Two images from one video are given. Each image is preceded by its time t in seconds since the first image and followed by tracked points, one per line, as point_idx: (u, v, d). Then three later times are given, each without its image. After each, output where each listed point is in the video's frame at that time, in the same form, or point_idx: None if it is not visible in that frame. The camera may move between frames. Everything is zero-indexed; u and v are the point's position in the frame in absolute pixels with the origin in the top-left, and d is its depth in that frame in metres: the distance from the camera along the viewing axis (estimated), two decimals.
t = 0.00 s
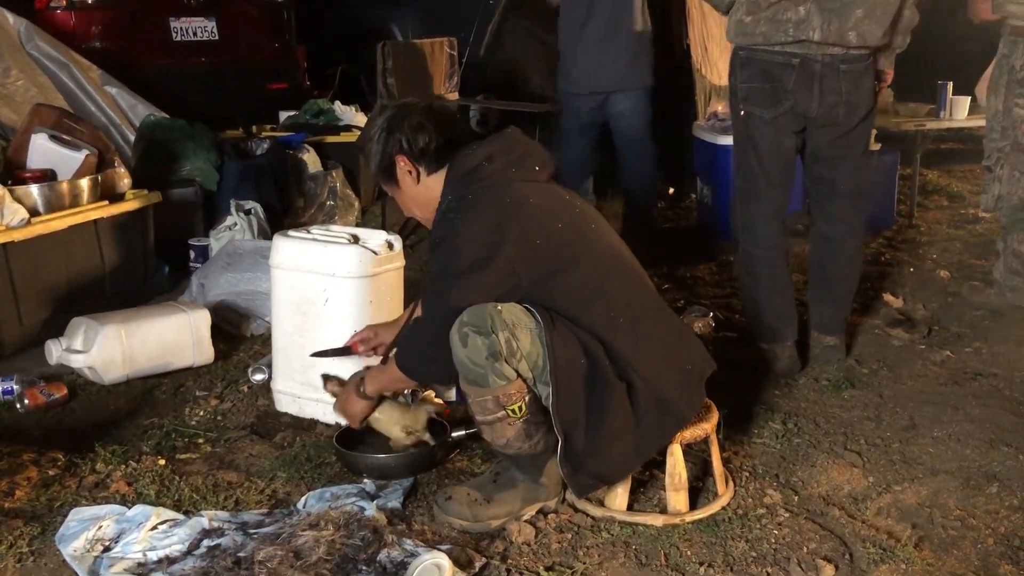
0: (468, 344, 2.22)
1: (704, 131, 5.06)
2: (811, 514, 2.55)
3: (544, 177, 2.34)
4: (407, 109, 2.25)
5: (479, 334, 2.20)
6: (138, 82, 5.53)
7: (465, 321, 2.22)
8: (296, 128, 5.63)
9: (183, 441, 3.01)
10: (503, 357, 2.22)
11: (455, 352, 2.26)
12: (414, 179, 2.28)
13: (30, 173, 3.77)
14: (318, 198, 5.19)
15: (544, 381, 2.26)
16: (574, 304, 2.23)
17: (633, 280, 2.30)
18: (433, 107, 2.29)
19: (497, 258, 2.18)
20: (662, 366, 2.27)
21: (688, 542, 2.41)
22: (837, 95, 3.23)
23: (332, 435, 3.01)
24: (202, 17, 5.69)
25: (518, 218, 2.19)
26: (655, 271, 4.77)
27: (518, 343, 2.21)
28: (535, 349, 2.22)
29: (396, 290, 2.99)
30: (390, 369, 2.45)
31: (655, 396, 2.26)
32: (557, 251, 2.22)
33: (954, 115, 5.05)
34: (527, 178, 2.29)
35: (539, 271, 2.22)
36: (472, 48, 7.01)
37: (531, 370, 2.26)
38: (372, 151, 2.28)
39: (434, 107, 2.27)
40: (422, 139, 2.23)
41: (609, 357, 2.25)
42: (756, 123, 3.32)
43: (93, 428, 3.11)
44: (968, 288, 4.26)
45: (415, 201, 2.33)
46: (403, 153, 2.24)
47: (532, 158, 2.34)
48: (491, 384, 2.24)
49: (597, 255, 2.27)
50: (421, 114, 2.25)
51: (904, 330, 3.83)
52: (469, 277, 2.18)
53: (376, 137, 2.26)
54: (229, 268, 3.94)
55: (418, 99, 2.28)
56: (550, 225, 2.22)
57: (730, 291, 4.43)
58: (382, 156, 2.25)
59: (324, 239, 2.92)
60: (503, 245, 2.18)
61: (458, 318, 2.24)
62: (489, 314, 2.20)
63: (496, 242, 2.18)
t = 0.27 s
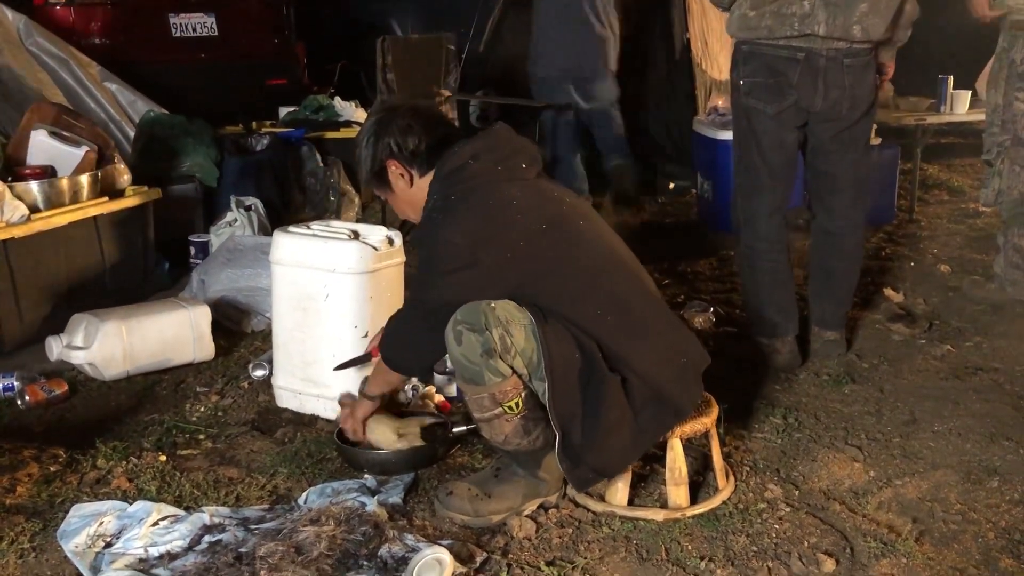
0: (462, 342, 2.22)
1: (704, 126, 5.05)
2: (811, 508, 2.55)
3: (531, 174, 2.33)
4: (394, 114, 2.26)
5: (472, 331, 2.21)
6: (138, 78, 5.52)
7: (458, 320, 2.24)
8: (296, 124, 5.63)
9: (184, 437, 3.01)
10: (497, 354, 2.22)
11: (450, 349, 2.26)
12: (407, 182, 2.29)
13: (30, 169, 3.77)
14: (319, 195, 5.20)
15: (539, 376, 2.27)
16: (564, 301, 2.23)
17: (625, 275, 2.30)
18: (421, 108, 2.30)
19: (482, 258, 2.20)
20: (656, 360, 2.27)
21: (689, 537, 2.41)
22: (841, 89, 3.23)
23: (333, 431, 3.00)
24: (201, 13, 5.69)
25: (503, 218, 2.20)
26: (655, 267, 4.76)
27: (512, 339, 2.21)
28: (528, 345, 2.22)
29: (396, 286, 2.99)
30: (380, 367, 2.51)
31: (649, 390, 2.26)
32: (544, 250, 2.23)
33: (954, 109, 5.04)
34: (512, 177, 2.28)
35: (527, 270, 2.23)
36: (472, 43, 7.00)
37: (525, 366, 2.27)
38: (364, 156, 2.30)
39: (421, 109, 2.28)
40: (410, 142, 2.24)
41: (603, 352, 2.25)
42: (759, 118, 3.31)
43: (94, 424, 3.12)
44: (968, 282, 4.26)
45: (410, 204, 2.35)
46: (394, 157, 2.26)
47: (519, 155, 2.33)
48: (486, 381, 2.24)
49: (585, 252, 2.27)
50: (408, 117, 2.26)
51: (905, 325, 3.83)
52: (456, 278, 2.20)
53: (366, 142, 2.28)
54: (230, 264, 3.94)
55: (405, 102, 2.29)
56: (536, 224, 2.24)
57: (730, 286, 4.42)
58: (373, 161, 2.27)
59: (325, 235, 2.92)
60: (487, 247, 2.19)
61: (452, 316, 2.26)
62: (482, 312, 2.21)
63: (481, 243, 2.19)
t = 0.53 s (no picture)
0: (456, 337, 2.23)
1: (704, 122, 5.05)
2: (811, 504, 2.55)
3: (525, 171, 2.32)
4: (388, 114, 2.25)
5: (467, 327, 2.21)
6: (137, 75, 5.51)
7: (454, 315, 2.24)
8: (295, 121, 5.62)
9: (184, 434, 3.01)
10: (491, 349, 2.22)
11: (445, 345, 2.27)
12: (406, 182, 2.31)
13: (29, 166, 3.77)
14: (319, 190, 5.09)
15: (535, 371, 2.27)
16: (557, 299, 2.22)
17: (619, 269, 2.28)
18: (416, 106, 2.29)
19: (473, 257, 2.20)
20: (649, 353, 2.26)
21: (688, 532, 2.41)
22: (842, 84, 3.24)
23: (332, 428, 3.00)
24: (200, 10, 5.69)
25: (493, 216, 2.20)
26: (654, 263, 4.76)
27: (506, 334, 2.22)
28: (523, 339, 2.22)
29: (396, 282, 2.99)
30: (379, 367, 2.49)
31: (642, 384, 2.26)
32: (534, 247, 2.23)
33: (954, 105, 5.04)
34: (504, 175, 2.27)
35: (519, 266, 2.22)
36: (471, 40, 7.00)
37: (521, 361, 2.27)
38: (361, 157, 2.30)
39: (415, 108, 2.27)
40: (406, 142, 2.24)
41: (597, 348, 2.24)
42: (759, 114, 3.30)
43: (94, 421, 3.12)
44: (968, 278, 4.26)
45: (409, 202, 2.36)
46: (391, 158, 2.26)
47: (512, 152, 2.31)
48: (482, 375, 2.24)
49: (578, 249, 2.25)
50: (403, 117, 2.25)
51: (904, 321, 3.83)
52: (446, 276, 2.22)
53: (362, 144, 2.28)
54: (229, 260, 3.94)
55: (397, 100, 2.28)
56: (527, 222, 2.23)
57: (730, 282, 4.42)
58: (370, 163, 2.27)
59: (324, 232, 2.92)
60: (478, 245, 2.19)
61: (447, 313, 2.27)
62: (476, 307, 2.21)
63: (472, 241, 2.18)
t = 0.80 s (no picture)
0: (454, 334, 2.25)
1: (703, 120, 5.04)
2: (810, 502, 2.56)
3: (523, 170, 2.30)
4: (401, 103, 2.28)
5: (464, 324, 2.23)
6: (136, 74, 5.51)
7: (451, 313, 2.26)
8: (294, 119, 5.62)
9: (183, 433, 3.01)
10: (489, 346, 2.24)
11: (444, 342, 2.29)
12: (411, 172, 2.31)
13: (28, 165, 3.76)
14: (316, 189, 5.14)
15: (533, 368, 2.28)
16: (553, 298, 2.22)
17: (617, 269, 2.27)
18: (427, 98, 2.31)
19: (468, 256, 2.20)
20: (646, 351, 2.25)
21: (688, 530, 2.41)
22: (839, 83, 3.24)
23: (331, 426, 3.00)
24: (199, 8, 5.68)
25: (490, 215, 2.20)
26: (653, 261, 4.76)
27: (503, 331, 2.24)
28: (520, 336, 2.24)
29: (395, 280, 2.98)
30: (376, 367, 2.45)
31: (638, 381, 2.26)
32: (530, 246, 2.23)
33: (952, 102, 5.04)
34: (503, 173, 2.26)
35: (514, 264, 2.23)
36: (470, 38, 6.99)
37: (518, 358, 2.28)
38: (369, 143, 2.30)
39: (428, 99, 2.29)
40: (416, 132, 2.26)
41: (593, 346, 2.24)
42: (757, 113, 3.31)
43: (93, 420, 3.12)
44: (967, 275, 4.26)
45: (411, 193, 2.37)
46: (399, 147, 2.27)
47: (510, 151, 2.30)
48: (479, 372, 2.26)
49: (575, 248, 2.24)
50: (415, 107, 2.27)
51: (904, 318, 3.84)
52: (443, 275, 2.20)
53: (371, 130, 2.29)
54: (228, 259, 3.94)
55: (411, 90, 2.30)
56: (524, 221, 2.22)
57: (729, 280, 4.42)
58: (378, 149, 2.28)
59: (323, 230, 2.92)
60: (474, 244, 2.19)
61: (444, 310, 2.28)
62: (473, 304, 2.22)
63: (468, 239, 2.19)
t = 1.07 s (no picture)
0: (454, 334, 2.25)
1: (702, 120, 5.05)
2: (809, 501, 2.56)
3: (528, 164, 2.32)
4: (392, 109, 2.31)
5: (464, 324, 2.23)
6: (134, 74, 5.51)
7: (451, 312, 2.26)
8: (292, 119, 5.61)
9: (182, 433, 3.01)
10: (489, 346, 2.23)
11: (443, 342, 2.29)
12: (405, 177, 2.33)
13: (27, 164, 3.76)
14: (314, 188, 5.10)
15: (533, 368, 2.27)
16: (554, 289, 2.22)
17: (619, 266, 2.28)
18: (421, 103, 2.33)
19: (470, 242, 2.21)
20: (645, 352, 2.25)
21: (687, 530, 2.41)
22: (835, 84, 3.24)
23: (330, 426, 3.00)
24: (197, 8, 5.68)
25: (495, 202, 2.20)
26: (652, 261, 4.76)
27: (503, 331, 2.23)
28: (520, 336, 2.22)
29: (394, 280, 2.98)
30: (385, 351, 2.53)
31: (636, 378, 2.26)
32: (532, 238, 2.22)
33: (951, 102, 5.04)
34: (509, 165, 2.27)
35: (516, 255, 2.23)
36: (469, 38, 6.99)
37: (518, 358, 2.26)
38: (365, 151, 2.35)
39: (420, 104, 2.31)
40: (406, 137, 2.28)
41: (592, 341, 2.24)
42: (754, 113, 3.31)
43: (92, 420, 3.12)
44: (966, 275, 4.26)
45: (409, 198, 2.38)
46: (391, 152, 2.30)
47: (516, 145, 2.31)
48: (479, 372, 2.25)
49: (576, 242, 2.25)
50: (405, 112, 2.29)
51: (903, 318, 3.84)
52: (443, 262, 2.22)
53: (365, 138, 2.33)
54: (227, 260, 3.93)
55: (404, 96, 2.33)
56: (530, 210, 2.23)
57: (728, 280, 4.43)
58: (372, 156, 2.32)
59: (321, 230, 2.92)
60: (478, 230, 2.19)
61: (445, 310, 2.29)
62: (473, 305, 2.22)
63: (471, 225, 2.20)
